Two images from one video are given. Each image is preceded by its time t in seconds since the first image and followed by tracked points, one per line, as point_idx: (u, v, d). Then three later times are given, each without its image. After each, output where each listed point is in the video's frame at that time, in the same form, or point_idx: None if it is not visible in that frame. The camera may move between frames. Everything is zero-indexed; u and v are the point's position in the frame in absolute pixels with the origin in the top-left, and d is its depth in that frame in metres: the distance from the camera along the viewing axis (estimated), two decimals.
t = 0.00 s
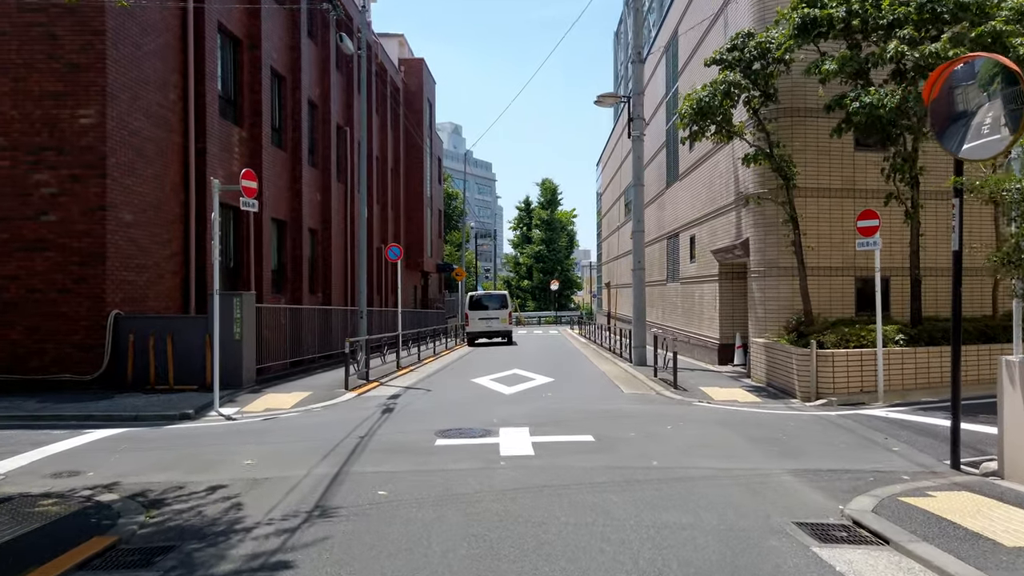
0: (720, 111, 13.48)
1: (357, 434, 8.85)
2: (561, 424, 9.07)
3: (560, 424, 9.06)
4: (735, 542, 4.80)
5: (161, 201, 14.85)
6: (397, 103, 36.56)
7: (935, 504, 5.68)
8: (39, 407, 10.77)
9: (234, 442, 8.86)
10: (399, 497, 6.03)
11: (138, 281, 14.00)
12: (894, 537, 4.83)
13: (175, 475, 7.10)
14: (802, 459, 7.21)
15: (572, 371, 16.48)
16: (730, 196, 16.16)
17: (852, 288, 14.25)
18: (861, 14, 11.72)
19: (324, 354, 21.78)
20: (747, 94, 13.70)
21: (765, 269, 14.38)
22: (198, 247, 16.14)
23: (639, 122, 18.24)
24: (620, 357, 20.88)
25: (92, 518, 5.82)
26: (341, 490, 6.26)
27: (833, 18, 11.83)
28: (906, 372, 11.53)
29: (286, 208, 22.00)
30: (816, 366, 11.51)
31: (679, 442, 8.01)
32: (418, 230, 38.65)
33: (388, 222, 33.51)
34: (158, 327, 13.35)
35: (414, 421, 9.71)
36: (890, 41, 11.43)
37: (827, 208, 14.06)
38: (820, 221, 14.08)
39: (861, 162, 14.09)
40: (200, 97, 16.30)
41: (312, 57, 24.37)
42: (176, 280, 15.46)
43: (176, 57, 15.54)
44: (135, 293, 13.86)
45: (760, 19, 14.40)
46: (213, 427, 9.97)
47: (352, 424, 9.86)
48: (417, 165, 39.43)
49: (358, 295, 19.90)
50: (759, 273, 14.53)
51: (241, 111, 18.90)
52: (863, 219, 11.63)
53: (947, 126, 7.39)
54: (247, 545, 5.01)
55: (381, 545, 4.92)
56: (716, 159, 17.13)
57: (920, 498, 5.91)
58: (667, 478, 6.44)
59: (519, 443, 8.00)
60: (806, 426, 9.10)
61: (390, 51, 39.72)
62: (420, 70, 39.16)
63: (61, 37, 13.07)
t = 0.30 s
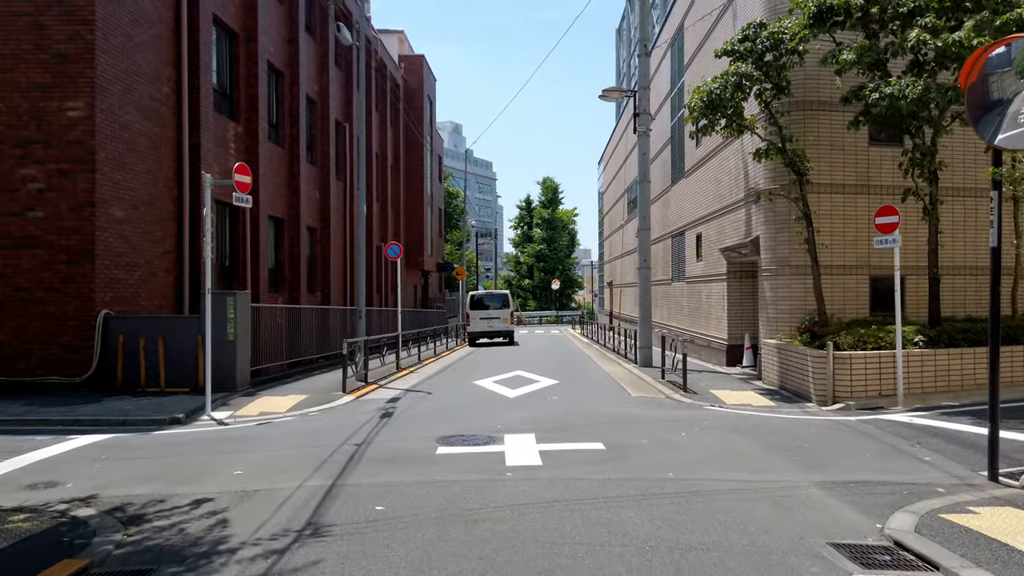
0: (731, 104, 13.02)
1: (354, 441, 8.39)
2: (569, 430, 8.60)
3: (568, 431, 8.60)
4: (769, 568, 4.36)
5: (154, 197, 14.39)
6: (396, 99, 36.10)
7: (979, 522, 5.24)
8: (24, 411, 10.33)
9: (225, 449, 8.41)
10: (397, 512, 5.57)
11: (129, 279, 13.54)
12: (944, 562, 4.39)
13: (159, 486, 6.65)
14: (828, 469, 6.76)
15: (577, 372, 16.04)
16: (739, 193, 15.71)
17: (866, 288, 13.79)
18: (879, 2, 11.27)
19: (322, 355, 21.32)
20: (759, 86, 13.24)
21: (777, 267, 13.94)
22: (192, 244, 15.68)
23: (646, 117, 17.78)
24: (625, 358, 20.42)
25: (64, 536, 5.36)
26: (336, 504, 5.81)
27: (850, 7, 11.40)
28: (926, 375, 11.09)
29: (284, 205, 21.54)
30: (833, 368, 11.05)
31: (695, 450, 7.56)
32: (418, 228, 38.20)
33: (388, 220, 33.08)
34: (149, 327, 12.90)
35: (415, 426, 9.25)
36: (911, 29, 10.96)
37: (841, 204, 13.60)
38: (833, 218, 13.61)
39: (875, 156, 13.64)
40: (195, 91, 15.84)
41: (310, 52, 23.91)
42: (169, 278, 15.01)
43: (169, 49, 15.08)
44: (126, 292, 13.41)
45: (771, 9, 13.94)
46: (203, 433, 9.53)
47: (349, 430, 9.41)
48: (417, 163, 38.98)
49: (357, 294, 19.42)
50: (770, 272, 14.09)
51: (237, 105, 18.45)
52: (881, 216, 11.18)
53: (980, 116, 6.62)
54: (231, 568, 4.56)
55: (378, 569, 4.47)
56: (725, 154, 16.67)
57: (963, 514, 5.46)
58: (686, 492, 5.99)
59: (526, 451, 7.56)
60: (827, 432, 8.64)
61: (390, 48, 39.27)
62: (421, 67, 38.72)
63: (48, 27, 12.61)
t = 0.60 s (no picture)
0: (738, 96, 12.55)
1: (345, 448, 7.91)
2: (572, 436, 8.13)
3: (571, 437, 8.13)
4: None
5: (140, 192, 13.91)
6: (393, 96, 35.63)
7: None
8: None
9: (208, 456, 7.93)
10: (388, 529, 5.10)
11: (114, 278, 13.06)
12: None
13: (132, 498, 6.17)
14: (852, 480, 6.30)
15: (577, 374, 15.58)
16: (745, 189, 15.25)
17: (876, 287, 13.35)
18: None
19: (316, 356, 20.84)
20: (767, 78, 12.79)
21: (785, 265, 13.51)
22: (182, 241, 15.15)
23: (648, 111, 17.31)
24: (626, 359, 19.98)
25: (22, 556, 4.88)
26: (322, 520, 5.34)
27: None
28: (943, 377, 10.64)
29: (278, 202, 21.07)
30: (846, 371, 10.59)
31: (707, 458, 7.09)
32: (416, 227, 37.69)
33: (385, 219, 32.62)
34: (135, 328, 12.40)
35: (409, 432, 8.77)
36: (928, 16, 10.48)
37: (851, 200, 13.17)
38: (843, 214, 13.18)
39: (886, 151, 13.22)
40: (184, 83, 15.36)
41: (305, 47, 23.44)
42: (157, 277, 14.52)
43: (157, 40, 14.61)
44: (110, 291, 12.92)
45: None
46: (187, 439, 9.05)
47: (340, 435, 8.93)
48: (415, 160, 38.52)
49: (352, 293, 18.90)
50: (778, 270, 13.66)
51: (229, 99, 17.98)
52: (896, 211, 10.73)
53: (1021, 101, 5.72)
54: None
55: None
56: (731, 149, 16.22)
57: (1005, 531, 5.00)
58: (702, 505, 5.52)
59: (527, 459, 7.09)
60: (845, 439, 8.18)
61: (387, 44, 38.82)
62: (418, 65, 38.27)
63: (29, 16, 12.13)
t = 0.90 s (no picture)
0: (749, 90, 12.07)
1: (337, 461, 7.41)
2: (579, 448, 7.65)
3: (578, 449, 7.65)
4: None
5: (128, 190, 13.41)
6: (391, 94, 35.14)
7: None
8: None
9: (191, 469, 7.44)
10: (382, 557, 4.61)
11: (100, 279, 12.55)
12: None
13: (104, 519, 5.68)
14: (885, 498, 5.82)
15: (580, 378, 15.10)
16: (754, 186, 14.78)
17: (891, 288, 12.88)
18: None
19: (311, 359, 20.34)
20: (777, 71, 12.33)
21: (796, 266, 13.05)
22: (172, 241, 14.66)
23: (652, 107, 16.84)
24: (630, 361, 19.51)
25: None
26: (310, 547, 4.85)
27: None
28: (964, 382, 10.17)
29: (273, 201, 20.58)
30: (864, 376, 10.10)
31: (726, 472, 6.62)
32: (414, 227, 37.19)
33: (382, 219, 32.13)
34: (121, 331, 11.92)
35: (407, 443, 8.28)
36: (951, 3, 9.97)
37: (864, 198, 12.72)
38: (856, 213, 12.72)
39: (900, 147, 12.79)
40: (173, 78, 14.85)
41: (301, 43, 22.95)
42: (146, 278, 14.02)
43: (146, 33, 14.11)
44: (96, 293, 12.42)
45: None
46: (171, 449, 8.56)
47: (333, 446, 8.44)
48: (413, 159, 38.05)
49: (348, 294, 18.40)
50: (789, 271, 13.20)
51: (221, 95, 17.50)
52: (916, 208, 10.30)
53: None
54: None
55: None
56: (738, 145, 15.75)
57: None
58: (727, 529, 5.04)
59: (533, 474, 6.61)
60: (869, 449, 7.70)
61: (385, 42, 38.36)
62: (416, 62, 37.81)
63: (11, 6, 11.64)
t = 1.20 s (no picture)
0: (762, 81, 11.61)
1: (330, 471, 6.92)
2: (589, 456, 7.17)
3: (587, 457, 7.17)
4: None
5: (116, 185, 12.91)
6: (388, 91, 34.64)
7: None
8: None
9: (174, 479, 6.95)
10: None
11: (85, 277, 12.05)
12: None
13: (74, 538, 5.19)
14: (925, 513, 5.35)
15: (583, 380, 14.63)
16: (763, 182, 14.32)
17: (907, 286, 12.41)
18: None
19: (307, 359, 19.84)
20: (790, 62, 11.88)
21: (808, 263, 12.59)
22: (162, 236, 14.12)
23: (658, 101, 16.37)
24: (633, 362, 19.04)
25: None
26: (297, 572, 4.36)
27: None
28: (988, 385, 9.71)
29: (268, 198, 20.10)
30: (884, 378, 9.62)
31: (749, 484, 6.14)
32: (413, 226, 36.70)
33: (380, 217, 31.64)
34: (106, 331, 11.44)
35: (405, 450, 7.80)
36: None
37: (880, 193, 12.29)
38: (871, 209, 12.30)
39: (916, 141, 12.38)
40: (163, 69, 14.35)
41: (297, 37, 22.45)
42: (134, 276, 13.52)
43: (134, 22, 13.61)
44: (81, 292, 11.93)
45: None
46: (155, 457, 8.07)
47: (326, 453, 7.96)
48: (411, 157, 37.53)
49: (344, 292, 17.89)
50: (800, 268, 12.73)
51: (214, 88, 17.01)
52: (938, 203, 9.80)
53: None
54: None
55: None
56: (747, 140, 15.28)
57: None
58: (759, 550, 4.56)
59: (541, 486, 6.13)
60: (898, 458, 7.22)
61: (382, 38, 37.86)
62: (414, 59, 37.31)
63: None
